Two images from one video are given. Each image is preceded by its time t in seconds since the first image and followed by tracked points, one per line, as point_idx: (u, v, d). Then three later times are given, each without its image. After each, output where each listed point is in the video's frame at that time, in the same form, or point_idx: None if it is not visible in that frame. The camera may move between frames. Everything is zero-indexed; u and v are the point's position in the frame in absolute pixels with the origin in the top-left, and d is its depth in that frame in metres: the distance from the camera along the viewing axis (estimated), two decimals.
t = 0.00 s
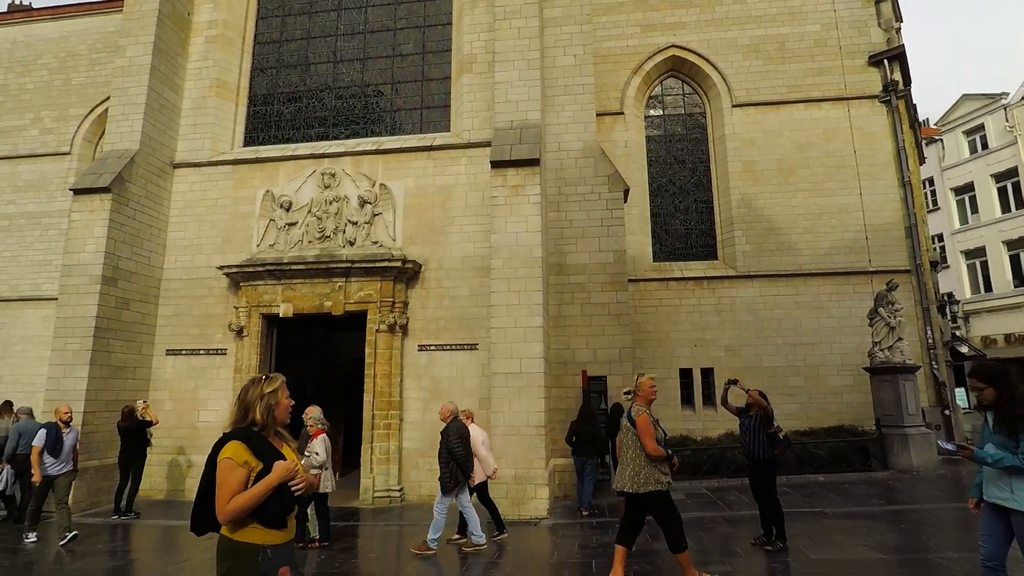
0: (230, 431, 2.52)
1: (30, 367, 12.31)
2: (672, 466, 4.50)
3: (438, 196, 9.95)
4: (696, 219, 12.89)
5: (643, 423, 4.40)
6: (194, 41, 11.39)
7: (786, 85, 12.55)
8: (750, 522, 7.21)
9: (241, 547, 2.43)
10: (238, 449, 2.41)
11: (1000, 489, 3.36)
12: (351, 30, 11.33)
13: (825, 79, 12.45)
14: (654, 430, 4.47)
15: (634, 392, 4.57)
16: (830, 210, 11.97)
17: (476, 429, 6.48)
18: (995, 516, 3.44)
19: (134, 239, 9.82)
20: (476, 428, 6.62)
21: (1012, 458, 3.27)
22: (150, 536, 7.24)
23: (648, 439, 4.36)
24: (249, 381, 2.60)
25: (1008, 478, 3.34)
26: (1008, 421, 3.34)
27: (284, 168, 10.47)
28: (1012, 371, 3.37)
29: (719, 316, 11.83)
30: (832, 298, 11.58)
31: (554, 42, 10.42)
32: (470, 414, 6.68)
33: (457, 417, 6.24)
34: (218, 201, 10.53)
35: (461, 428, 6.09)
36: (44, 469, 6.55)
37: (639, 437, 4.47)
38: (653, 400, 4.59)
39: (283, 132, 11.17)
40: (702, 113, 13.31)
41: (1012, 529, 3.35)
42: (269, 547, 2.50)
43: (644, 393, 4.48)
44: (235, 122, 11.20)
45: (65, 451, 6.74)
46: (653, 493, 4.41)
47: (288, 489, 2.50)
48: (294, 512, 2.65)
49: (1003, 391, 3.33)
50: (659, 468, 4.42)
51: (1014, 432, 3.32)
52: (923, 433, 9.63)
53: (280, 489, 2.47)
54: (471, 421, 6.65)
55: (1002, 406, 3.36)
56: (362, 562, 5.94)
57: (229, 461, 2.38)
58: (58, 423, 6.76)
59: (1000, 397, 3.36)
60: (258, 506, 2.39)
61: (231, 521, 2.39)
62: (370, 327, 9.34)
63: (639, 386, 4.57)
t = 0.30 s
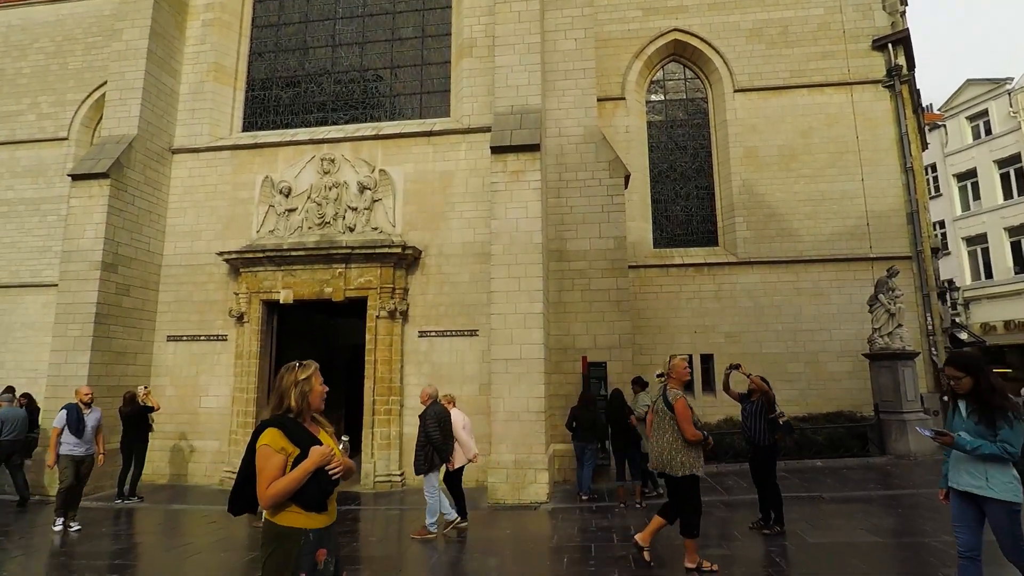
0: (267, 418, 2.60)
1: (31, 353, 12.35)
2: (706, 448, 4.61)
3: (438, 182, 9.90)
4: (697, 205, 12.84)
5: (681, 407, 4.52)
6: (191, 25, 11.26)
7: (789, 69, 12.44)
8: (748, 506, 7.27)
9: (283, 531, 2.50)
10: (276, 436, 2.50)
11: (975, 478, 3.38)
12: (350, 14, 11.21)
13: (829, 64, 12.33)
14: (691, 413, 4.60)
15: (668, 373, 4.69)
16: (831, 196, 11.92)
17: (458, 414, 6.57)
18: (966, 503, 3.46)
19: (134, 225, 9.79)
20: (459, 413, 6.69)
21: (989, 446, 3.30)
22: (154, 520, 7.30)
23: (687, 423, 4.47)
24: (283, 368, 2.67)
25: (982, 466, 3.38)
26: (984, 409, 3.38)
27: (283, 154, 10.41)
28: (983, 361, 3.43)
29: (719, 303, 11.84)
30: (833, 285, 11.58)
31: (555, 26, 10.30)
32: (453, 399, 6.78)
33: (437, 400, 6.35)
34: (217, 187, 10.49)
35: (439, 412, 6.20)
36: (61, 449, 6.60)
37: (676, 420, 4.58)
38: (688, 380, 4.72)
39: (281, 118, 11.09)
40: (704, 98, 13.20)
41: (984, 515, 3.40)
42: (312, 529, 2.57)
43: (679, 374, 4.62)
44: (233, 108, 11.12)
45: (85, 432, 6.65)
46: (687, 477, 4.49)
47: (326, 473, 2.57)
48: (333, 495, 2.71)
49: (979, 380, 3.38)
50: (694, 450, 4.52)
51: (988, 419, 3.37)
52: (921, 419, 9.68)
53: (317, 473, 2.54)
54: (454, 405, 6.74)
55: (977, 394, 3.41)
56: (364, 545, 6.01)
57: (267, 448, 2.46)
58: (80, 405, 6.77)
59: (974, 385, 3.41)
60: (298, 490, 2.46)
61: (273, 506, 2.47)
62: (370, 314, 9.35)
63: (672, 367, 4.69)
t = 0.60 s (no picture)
0: (303, 400, 2.59)
1: (33, 339, 12.39)
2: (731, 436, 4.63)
3: (437, 169, 9.86)
4: (698, 192, 12.79)
5: (708, 391, 4.55)
6: (188, 9, 11.13)
7: (791, 55, 12.33)
8: (746, 491, 7.33)
9: (317, 513, 2.50)
10: (312, 420, 2.48)
11: (941, 461, 3.38)
12: None
13: (832, 49, 12.22)
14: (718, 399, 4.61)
15: (696, 359, 4.73)
16: (833, 182, 11.88)
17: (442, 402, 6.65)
18: (930, 487, 3.48)
19: (133, 212, 9.76)
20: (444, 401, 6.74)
21: (960, 430, 3.31)
22: (157, 505, 7.36)
23: (713, 408, 4.49)
24: (320, 352, 2.66)
25: (949, 449, 3.39)
26: (956, 394, 3.38)
27: (282, 140, 10.35)
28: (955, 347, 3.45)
29: (719, 290, 11.84)
30: (833, 272, 11.57)
31: (556, 9, 10.20)
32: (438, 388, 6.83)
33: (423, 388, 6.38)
34: (216, 173, 10.44)
35: (425, 400, 6.21)
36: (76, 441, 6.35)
37: (702, 405, 4.60)
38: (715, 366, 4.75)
39: (280, 103, 11.02)
40: (706, 84, 13.09)
41: (942, 497, 3.42)
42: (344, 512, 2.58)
43: (707, 360, 4.65)
44: (231, 93, 11.03)
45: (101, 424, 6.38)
46: (711, 462, 4.53)
47: (360, 457, 2.56)
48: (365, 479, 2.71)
49: (951, 365, 3.39)
50: (721, 437, 4.55)
51: (958, 405, 3.38)
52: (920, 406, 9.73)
53: (352, 458, 2.54)
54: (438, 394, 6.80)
55: (949, 380, 3.42)
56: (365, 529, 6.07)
57: (303, 431, 2.46)
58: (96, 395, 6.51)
59: (946, 370, 3.42)
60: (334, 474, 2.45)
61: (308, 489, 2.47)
62: (371, 300, 9.36)
63: (702, 353, 4.72)
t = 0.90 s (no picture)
0: (334, 391, 2.57)
1: (34, 330, 12.42)
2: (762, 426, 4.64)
3: (437, 159, 9.83)
4: (698, 182, 12.76)
5: (738, 379, 4.55)
6: None
7: (793, 44, 12.26)
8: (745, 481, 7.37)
9: (349, 504, 2.48)
10: (346, 412, 2.46)
11: (914, 454, 3.41)
12: None
13: (834, 39, 12.14)
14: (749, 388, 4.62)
15: (727, 349, 4.75)
16: (833, 173, 11.84)
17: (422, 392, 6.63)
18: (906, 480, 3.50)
19: (132, 203, 9.75)
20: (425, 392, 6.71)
21: (933, 423, 3.33)
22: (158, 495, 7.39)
23: (743, 396, 4.50)
24: (352, 343, 2.64)
25: (922, 442, 3.41)
26: (930, 386, 3.39)
27: (281, 131, 10.32)
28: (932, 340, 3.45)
29: (719, 281, 11.84)
30: (833, 263, 11.57)
31: None
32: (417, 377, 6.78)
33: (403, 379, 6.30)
34: (216, 164, 10.42)
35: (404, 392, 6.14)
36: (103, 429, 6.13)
37: (732, 393, 4.62)
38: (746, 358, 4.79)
39: (279, 94, 10.97)
40: (707, 74, 13.03)
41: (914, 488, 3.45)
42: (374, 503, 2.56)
43: (738, 350, 4.67)
44: (230, 83, 10.98)
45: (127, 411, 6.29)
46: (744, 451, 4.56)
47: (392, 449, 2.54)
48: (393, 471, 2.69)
49: (926, 358, 3.40)
50: (752, 427, 4.58)
51: (932, 397, 3.39)
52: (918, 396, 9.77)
53: (384, 450, 2.52)
54: (417, 384, 6.75)
55: (923, 372, 3.42)
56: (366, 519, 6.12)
57: (337, 422, 2.44)
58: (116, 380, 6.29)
59: (920, 362, 3.43)
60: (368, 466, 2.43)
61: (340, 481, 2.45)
62: (371, 292, 9.37)
63: (732, 344, 4.75)
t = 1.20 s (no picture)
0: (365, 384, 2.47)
1: (35, 322, 12.44)
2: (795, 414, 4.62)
3: (437, 152, 9.82)
4: (698, 175, 12.75)
5: (766, 367, 4.58)
6: None
7: (794, 36, 12.23)
8: (744, 473, 7.39)
9: (384, 500, 2.36)
10: (380, 404, 2.35)
11: (884, 447, 3.41)
12: None
13: (835, 30, 12.11)
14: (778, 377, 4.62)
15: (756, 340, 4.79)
16: (834, 165, 11.84)
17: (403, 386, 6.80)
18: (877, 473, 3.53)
19: (132, 195, 9.74)
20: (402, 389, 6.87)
21: (902, 417, 3.35)
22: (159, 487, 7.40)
23: (772, 384, 4.52)
24: (382, 335, 2.56)
25: (892, 436, 3.41)
26: (900, 379, 3.39)
27: (281, 123, 10.30)
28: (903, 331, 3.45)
29: (719, 273, 11.85)
30: (833, 255, 11.58)
31: None
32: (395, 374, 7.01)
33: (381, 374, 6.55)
34: (216, 156, 10.40)
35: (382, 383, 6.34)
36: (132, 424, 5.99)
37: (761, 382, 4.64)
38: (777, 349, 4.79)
39: (278, 86, 10.94)
40: (707, 66, 13.00)
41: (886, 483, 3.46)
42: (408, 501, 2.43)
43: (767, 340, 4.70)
44: (229, 75, 10.95)
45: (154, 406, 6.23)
46: (777, 439, 4.58)
47: (426, 443, 2.43)
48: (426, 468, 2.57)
49: (895, 350, 3.41)
50: (784, 415, 4.59)
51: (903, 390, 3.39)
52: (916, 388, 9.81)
53: (418, 443, 2.41)
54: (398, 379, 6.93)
55: (894, 365, 3.44)
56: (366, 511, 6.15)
57: (371, 416, 2.33)
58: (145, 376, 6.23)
59: (891, 355, 3.44)
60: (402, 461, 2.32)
61: (374, 478, 2.33)
62: (371, 285, 9.38)
63: (762, 334, 4.77)
